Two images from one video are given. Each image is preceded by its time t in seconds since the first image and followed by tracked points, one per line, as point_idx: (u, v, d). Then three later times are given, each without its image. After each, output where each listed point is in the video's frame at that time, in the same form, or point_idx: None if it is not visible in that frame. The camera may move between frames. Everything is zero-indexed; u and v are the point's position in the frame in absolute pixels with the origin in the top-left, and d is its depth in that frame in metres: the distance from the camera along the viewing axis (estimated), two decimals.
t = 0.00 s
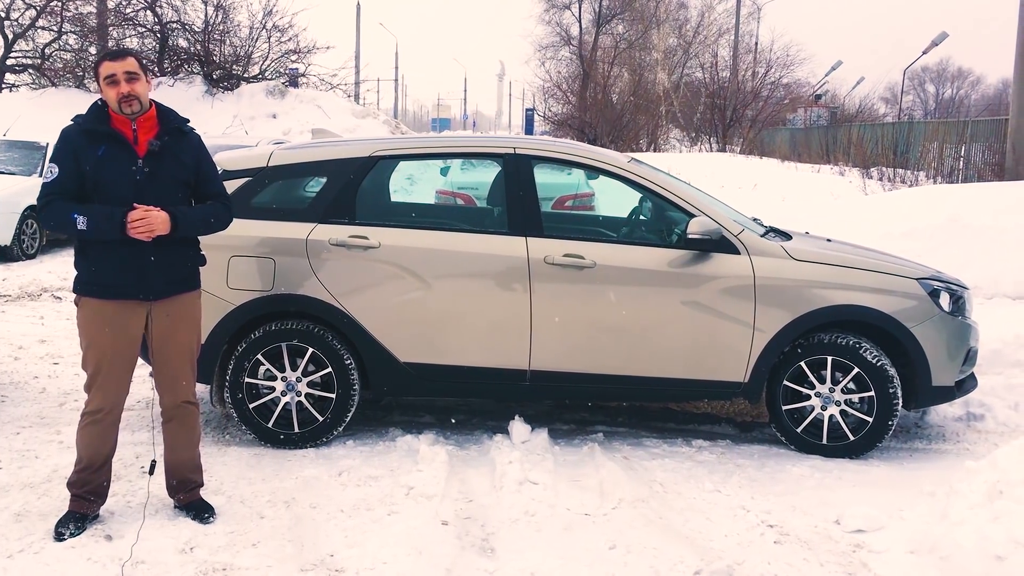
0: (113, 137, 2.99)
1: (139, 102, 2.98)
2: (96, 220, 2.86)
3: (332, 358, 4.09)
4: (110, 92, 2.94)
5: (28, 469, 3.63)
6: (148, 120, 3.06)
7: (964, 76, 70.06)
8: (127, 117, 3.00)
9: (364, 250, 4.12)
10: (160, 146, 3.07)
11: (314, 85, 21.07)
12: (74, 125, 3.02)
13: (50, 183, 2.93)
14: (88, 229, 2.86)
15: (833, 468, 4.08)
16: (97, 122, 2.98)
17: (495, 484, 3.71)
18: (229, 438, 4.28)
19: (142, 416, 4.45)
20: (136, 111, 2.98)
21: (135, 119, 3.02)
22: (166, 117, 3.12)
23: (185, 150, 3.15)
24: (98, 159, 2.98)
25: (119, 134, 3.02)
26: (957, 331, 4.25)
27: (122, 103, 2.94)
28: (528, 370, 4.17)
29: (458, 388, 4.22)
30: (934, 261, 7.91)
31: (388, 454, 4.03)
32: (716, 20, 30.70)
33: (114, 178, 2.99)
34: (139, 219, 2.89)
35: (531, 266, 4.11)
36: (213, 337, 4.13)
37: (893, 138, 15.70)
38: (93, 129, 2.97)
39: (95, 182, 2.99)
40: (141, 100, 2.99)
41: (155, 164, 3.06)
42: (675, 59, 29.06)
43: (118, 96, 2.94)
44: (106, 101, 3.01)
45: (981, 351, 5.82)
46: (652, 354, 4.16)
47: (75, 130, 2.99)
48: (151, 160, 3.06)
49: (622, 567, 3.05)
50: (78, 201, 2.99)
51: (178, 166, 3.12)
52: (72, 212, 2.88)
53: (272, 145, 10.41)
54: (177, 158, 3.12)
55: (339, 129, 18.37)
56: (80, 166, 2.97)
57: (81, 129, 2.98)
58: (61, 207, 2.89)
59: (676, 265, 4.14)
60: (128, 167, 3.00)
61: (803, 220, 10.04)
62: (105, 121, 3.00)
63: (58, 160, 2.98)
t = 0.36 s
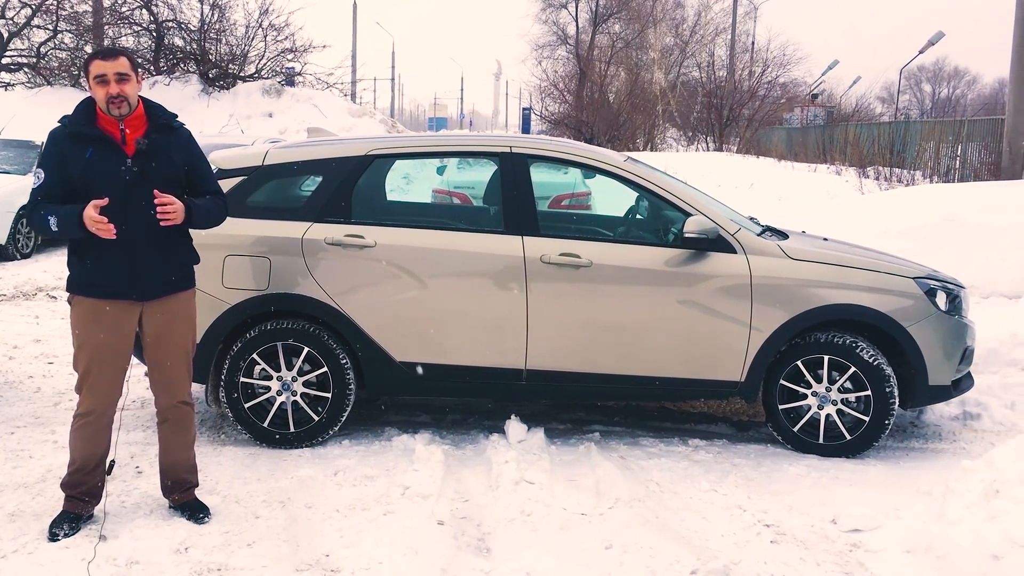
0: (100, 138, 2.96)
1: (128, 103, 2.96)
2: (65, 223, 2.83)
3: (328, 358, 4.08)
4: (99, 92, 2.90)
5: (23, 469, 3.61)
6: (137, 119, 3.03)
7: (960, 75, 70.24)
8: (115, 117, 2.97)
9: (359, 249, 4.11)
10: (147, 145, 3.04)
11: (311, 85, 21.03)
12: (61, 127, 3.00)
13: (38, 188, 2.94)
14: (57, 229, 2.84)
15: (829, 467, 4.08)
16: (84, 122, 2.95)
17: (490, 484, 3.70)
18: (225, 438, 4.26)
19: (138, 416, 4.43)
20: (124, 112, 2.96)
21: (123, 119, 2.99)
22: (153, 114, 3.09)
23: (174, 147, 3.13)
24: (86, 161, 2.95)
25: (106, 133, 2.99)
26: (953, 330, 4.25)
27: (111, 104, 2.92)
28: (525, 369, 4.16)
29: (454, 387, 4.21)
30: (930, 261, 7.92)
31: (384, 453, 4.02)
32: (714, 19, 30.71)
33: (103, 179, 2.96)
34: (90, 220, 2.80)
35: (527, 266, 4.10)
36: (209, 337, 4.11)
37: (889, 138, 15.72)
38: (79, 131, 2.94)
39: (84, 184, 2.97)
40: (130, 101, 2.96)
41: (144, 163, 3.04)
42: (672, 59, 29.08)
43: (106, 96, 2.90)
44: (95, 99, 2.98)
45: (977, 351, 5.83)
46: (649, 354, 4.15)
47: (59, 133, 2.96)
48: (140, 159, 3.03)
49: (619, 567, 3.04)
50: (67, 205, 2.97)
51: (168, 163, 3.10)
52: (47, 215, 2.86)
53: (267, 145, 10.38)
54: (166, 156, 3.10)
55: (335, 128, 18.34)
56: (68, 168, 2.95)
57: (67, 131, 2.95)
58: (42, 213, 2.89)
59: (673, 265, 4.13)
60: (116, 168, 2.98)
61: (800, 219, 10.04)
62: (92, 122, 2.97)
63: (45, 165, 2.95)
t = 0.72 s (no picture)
0: (85, 139, 2.95)
1: (124, 98, 2.96)
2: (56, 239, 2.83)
3: (322, 358, 4.07)
4: (99, 82, 2.91)
5: (17, 470, 3.60)
6: (125, 117, 3.03)
7: (956, 75, 70.38)
8: (106, 112, 2.96)
9: (354, 249, 4.10)
10: (134, 144, 3.03)
11: (306, 84, 20.99)
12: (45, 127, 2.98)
13: (22, 190, 2.89)
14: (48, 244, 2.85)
15: (824, 467, 4.09)
16: (71, 120, 2.92)
17: (485, 484, 3.69)
18: (219, 438, 4.25)
19: (132, 416, 4.42)
20: (119, 106, 2.96)
21: (112, 116, 2.98)
22: (141, 113, 3.08)
23: (160, 146, 3.11)
24: (72, 162, 2.94)
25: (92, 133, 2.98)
26: (948, 330, 4.26)
27: (107, 95, 2.91)
28: (520, 369, 4.16)
29: (449, 387, 4.21)
30: (926, 260, 7.93)
31: (379, 453, 4.01)
32: (710, 19, 30.71)
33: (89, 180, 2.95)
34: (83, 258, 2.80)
35: (522, 266, 4.09)
36: (203, 337, 4.10)
37: (885, 138, 15.75)
38: (64, 131, 2.92)
39: (69, 185, 2.95)
40: (127, 97, 2.97)
41: (130, 163, 3.03)
42: (669, 59, 29.07)
43: (105, 87, 2.91)
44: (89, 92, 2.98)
45: (972, 350, 5.84)
46: (643, 353, 4.15)
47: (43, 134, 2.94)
48: (126, 159, 3.02)
49: (613, 567, 3.03)
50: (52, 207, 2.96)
51: (154, 164, 3.09)
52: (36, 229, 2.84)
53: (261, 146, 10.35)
54: (152, 157, 3.08)
55: (331, 128, 18.30)
56: (53, 169, 2.93)
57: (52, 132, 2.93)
58: (30, 216, 2.85)
59: (668, 264, 4.13)
60: (102, 169, 2.97)
61: (796, 219, 10.05)
62: (78, 120, 2.95)
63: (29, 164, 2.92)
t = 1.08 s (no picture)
0: (83, 131, 2.95)
1: (123, 103, 2.95)
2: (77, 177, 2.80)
3: (317, 357, 4.06)
4: (102, 83, 2.90)
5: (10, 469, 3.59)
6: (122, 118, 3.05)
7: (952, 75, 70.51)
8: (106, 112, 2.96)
9: (349, 247, 4.10)
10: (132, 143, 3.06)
11: (303, 83, 20.94)
12: (39, 118, 2.95)
13: (23, 168, 2.84)
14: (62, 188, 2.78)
15: (819, 466, 4.09)
16: (68, 116, 2.94)
17: (481, 484, 3.69)
18: (214, 437, 4.24)
19: (127, 416, 4.41)
20: (117, 109, 2.95)
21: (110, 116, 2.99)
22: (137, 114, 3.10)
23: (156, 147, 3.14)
24: (71, 153, 2.93)
25: (89, 127, 2.97)
26: (944, 329, 4.26)
27: (108, 97, 2.90)
28: (515, 368, 4.16)
29: (445, 386, 4.20)
30: (921, 260, 7.93)
31: (374, 453, 4.00)
32: (706, 19, 30.71)
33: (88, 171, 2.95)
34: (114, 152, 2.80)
35: (517, 265, 4.09)
36: (197, 336, 4.09)
37: (882, 137, 15.77)
38: (62, 124, 2.92)
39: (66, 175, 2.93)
40: (127, 102, 2.96)
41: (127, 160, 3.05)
42: (665, 59, 29.06)
43: (106, 89, 2.90)
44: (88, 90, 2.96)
45: (968, 350, 5.85)
46: (639, 352, 4.15)
47: (40, 123, 2.92)
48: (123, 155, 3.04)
49: (608, 567, 3.03)
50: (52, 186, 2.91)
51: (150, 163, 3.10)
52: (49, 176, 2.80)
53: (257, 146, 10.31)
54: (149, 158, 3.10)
55: (327, 127, 18.25)
56: (52, 157, 2.91)
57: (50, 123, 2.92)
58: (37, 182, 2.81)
59: (663, 263, 4.12)
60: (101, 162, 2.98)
61: (793, 219, 10.05)
62: (74, 115, 2.96)
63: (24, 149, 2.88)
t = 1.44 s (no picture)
0: (98, 132, 2.95)
1: (132, 103, 2.97)
2: (113, 213, 2.81)
3: (312, 357, 4.05)
4: (110, 83, 2.91)
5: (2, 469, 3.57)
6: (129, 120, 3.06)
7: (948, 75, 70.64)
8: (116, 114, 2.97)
9: (345, 247, 4.09)
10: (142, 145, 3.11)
11: (299, 83, 20.90)
12: (52, 115, 2.91)
13: (45, 171, 2.80)
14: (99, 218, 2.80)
15: (814, 465, 4.09)
16: (84, 115, 2.92)
17: (476, 483, 3.68)
18: (208, 437, 4.23)
19: (120, 416, 4.39)
20: (125, 110, 2.96)
21: (120, 118, 3.00)
22: (143, 115, 3.12)
23: (157, 150, 3.21)
24: (87, 153, 2.92)
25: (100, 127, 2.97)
26: (939, 329, 4.27)
27: (118, 98, 2.92)
28: (511, 368, 4.15)
29: (440, 386, 4.20)
30: (917, 260, 7.94)
31: (369, 452, 4.00)
32: (703, 19, 30.71)
33: (104, 172, 2.96)
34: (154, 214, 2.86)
35: (513, 264, 4.09)
36: (192, 335, 4.08)
37: (878, 137, 15.79)
38: (80, 123, 2.91)
39: (80, 175, 2.91)
40: (133, 103, 2.98)
41: (136, 161, 3.09)
42: (662, 58, 29.04)
43: (115, 90, 2.92)
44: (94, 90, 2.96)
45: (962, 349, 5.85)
46: (635, 351, 4.15)
47: (54, 121, 2.89)
48: (132, 157, 3.08)
49: (604, 566, 3.03)
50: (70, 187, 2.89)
51: (153, 165, 3.18)
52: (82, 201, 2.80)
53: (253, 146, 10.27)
54: (152, 158, 3.17)
55: (323, 127, 18.21)
56: (67, 155, 2.88)
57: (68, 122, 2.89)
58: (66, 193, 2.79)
59: (659, 263, 4.12)
60: (114, 163, 2.99)
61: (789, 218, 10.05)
62: (85, 114, 2.94)
63: (39, 147, 2.84)
